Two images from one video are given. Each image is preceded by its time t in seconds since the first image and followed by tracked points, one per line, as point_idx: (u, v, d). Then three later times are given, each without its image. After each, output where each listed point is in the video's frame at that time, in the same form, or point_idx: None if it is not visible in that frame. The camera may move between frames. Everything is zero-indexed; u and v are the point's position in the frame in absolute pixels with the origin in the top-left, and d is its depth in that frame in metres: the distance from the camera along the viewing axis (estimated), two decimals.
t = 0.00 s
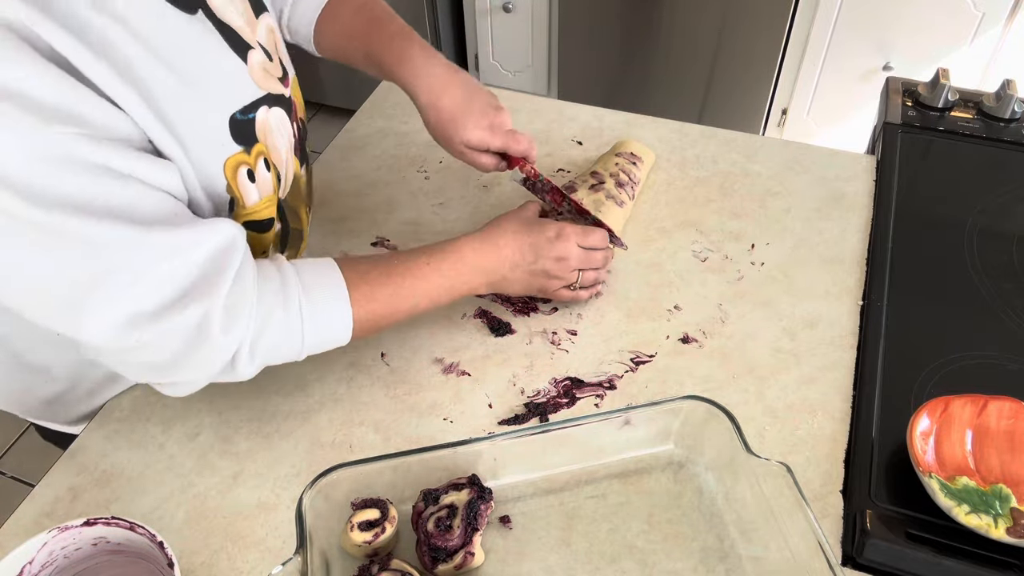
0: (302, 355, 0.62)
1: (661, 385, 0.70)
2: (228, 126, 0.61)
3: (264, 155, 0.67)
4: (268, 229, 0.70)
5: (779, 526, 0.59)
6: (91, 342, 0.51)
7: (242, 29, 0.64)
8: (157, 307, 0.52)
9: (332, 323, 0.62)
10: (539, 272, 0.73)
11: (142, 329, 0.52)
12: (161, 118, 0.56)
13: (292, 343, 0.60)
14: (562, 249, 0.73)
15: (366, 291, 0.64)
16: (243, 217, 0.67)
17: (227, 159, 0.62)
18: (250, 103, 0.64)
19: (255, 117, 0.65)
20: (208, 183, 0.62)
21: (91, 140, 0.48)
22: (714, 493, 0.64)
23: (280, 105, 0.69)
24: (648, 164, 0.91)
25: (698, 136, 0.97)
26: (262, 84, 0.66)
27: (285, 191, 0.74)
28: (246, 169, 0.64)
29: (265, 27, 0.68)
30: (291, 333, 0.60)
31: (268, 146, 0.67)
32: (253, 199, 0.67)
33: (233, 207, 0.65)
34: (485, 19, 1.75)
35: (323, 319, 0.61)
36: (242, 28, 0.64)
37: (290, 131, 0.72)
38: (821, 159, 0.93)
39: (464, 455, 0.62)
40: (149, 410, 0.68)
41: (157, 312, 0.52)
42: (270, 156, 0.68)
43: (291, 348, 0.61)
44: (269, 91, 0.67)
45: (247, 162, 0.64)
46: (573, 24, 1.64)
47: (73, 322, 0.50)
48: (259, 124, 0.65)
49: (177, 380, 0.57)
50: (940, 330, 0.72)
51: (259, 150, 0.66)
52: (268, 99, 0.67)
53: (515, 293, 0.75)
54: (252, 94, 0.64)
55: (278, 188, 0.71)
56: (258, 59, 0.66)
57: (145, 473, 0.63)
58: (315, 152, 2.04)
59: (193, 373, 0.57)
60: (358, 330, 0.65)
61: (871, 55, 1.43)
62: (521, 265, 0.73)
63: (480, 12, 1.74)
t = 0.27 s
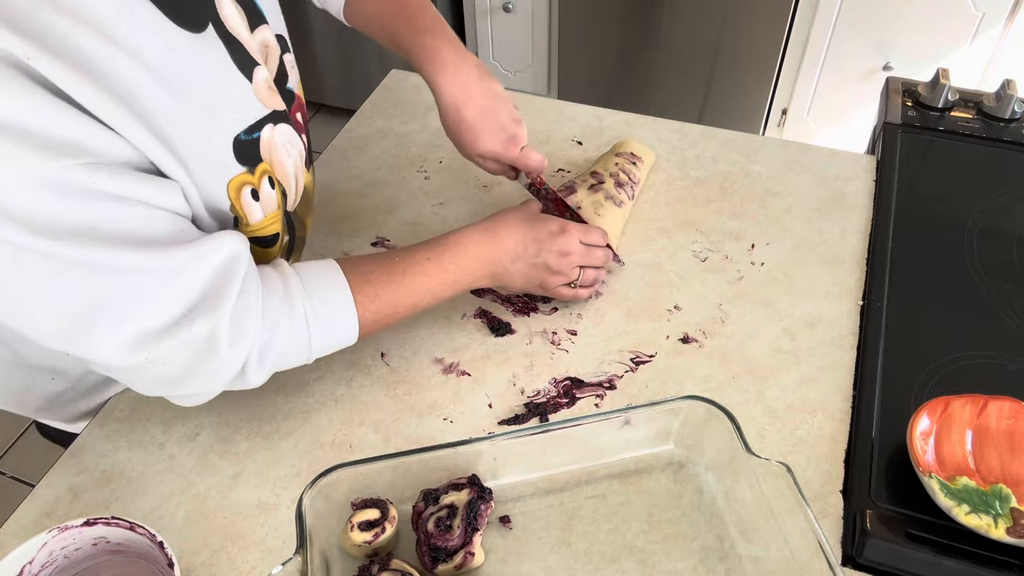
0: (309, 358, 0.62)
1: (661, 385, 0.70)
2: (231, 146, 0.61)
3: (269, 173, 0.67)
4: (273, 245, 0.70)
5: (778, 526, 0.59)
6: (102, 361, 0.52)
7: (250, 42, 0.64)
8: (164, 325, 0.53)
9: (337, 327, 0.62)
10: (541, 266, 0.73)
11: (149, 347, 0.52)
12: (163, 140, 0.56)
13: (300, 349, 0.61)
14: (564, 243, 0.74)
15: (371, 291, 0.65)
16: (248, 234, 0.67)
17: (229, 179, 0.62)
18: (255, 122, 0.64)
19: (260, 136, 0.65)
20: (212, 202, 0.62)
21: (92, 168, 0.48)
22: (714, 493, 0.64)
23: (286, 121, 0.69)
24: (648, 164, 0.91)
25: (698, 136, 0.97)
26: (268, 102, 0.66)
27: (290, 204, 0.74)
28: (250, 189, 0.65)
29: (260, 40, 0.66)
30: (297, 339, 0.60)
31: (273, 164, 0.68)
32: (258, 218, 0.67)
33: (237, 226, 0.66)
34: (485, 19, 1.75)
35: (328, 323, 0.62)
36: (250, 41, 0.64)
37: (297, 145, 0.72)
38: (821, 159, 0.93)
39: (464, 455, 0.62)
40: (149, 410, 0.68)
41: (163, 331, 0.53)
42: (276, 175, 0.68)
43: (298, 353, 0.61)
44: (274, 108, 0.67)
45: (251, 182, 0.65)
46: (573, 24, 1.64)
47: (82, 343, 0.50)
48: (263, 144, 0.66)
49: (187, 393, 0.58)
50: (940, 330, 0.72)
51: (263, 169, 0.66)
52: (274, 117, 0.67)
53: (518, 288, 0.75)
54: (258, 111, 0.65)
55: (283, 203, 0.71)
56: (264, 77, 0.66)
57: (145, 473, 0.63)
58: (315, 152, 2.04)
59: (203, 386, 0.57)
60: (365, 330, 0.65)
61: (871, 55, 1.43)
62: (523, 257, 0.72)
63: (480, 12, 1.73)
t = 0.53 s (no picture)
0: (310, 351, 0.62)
1: (661, 385, 0.70)
2: (237, 143, 0.62)
3: (270, 172, 0.68)
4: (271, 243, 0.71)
5: (778, 526, 0.59)
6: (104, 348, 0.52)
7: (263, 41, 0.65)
8: (167, 313, 0.53)
9: (338, 320, 0.62)
10: (541, 262, 0.73)
11: (151, 335, 0.52)
12: (168, 131, 0.56)
13: (301, 341, 0.61)
14: (565, 240, 0.74)
15: (372, 282, 0.65)
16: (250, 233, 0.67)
17: (234, 178, 0.63)
18: (262, 121, 0.65)
19: (266, 135, 0.66)
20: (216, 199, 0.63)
21: (96, 155, 0.48)
22: (714, 493, 0.64)
23: (291, 122, 0.70)
24: (648, 164, 0.91)
25: (698, 136, 0.97)
26: (276, 100, 0.67)
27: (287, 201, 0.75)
28: (253, 187, 0.65)
29: (272, 39, 0.67)
30: (297, 331, 0.60)
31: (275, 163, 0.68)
32: (260, 217, 0.67)
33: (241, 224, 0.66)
34: (485, 19, 1.75)
35: (330, 316, 0.62)
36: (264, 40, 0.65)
37: (298, 145, 0.73)
38: (821, 159, 0.93)
39: (464, 455, 0.62)
40: (149, 410, 0.68)
41: (165, 319, 0.53)
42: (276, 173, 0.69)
43: (299, 345, 0.61)
44: (281, 106, 0.68)
45: (254, 180, 0.65)
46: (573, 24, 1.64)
47: (84, 330, 0.50)
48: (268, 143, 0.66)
49: (187, 383, 0.58)
50: (940, 330, 0.72)
51: (266, 168, 0.67)
52: (281, 116, 0.68)
53: (516, 284, 0.75)
54: (266, 109, 0.65)
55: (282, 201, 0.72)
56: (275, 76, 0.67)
57: (145, 473, 0.63)
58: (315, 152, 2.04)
59: (204, 376, 0.57)
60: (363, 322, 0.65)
61: (871, 55, 1.43)
62: (523, 251, 0.72)
63: (480, 12, 1.73)
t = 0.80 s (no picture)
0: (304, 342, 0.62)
1: (661, 386, 0.70)
2: (225, 125, 0.62)
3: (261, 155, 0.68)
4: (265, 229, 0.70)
5: (778, 526, 0.59)
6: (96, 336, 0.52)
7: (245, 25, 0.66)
8: (157, 299, 0.52)
9: (333, 310, 0.62)
10: (538, 262, 0.74)
11: (142, 322, 0.52)
12: (156, 114, 0.56)
13: (295, 331, 0.60)
14: (562, 240, 0.74)
15: (369, 276, 0.65)
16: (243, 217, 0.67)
17: (223, 160, 0.63)
18: (249, 102, 0.65)
19: (253, 117, 0.66)
20: (206, 183, 0.62)
21: (84, 135, 0.49)
22: (714, 493, 0.64)
23: (280, 107, 0.70)
24: (648, 164, 0.91)
25: (698, 136, 0.97)
26: (262, 84, 0.67)
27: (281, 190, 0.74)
28: (243, 170, 0.65)
29: (253, 24, 0.68)
30: (291, 320, 0.60)
31: (265, 146, 0.68)
32: (251, 201, 0.67)
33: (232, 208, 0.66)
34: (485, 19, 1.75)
35: (324, 305, 0.61)
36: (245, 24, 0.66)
37: (291, 132, 0.73)
38: (821, 159, 0.93)
39: (464, 455, 0.62)
40: (149, 410, 0.68)
41: (156, 305, 0.52)
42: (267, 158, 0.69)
43: (293, 335, 0.61)
44: (268, 90, 0.68)
45: (244, 162, 0.65)
46: (573, 23, 1.63)
47: (75, 317, 0.50)
48: (256, 124, 0.66)
49: (180, 370, 0.57)
50: (940, 330, 0.72)
51: (256, 150, 0.67)
52: (268, 99, 0.68)
53: (515, 283, 0.75)
54: (252, 92, 0.66)
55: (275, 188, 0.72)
56: (258, 59, 0.67)
57: (145, 473, 0.63)
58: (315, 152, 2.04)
59: (196, 364, 0.57)
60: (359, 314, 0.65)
61: (871, 55, 1.43)
62: (520, 250, 0.73)
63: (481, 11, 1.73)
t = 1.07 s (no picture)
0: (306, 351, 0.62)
1: (661, 385, 0.70)
2: (232, 139, 0.62)
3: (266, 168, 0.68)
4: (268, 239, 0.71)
5: (778, 526, 0.59)
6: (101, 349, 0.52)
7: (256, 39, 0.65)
8: (162, 313, 0.52)
9: (335, 321, 0.62)
10: (539, 262, 0.73)
11: (147, 336, 0.52)
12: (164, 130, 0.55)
13: (297, 341, 0.61)
14: (561, 241, 0.74)
15: (370, 282, 0.64)
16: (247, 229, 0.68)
17: (230, 174, 0.63)
18: (256, 117, 0.65)
19: (260, 130, 0.66)
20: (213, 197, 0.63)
21: (95, 152, 0.49)
22: (714, 493, 0.64)
23: (286, 118, 0.70)
24: (648, 164, 0.91)
25: (698, 136, 0.97)
26: (270, 97, 0.67)
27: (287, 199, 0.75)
28: (249, 184, 0.65)
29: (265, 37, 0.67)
30: (293, 330, 0.60)
31: (271, 160, 0.68)
32: (256, 213, 0.68)
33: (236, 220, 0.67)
34: (485, 19, 1.75)
35: (326, 316, 0.61)
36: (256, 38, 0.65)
37: (297, 143, 0.73)
38: (821, 159, 0.93)
39: (464, 455, 0.62)
40: (149, 410, 0.68)
41: (161, 319, 0.52)
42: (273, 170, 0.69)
43: (295, 345, 0.61)
44: (275, 103, 0.68)
45: (250, 176, 0.65)
46: (573, 24, 1.64)
47: (81, 330, 0.50)
48: (263, 139, 0.66)
49: (183, 381, 0.57)
50: (940, 330, 0.72)
51: (261, 164, 0.67)
52: (275, 112, 0.68)
53: (513, 284, 0.75)
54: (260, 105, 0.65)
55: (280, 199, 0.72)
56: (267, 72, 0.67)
57: (145, 473, 0.63)
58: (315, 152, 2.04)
59: (200, 375, 0.57)
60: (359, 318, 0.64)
61: (871, 55, 1.43)
62: (520, 251, 0.72)
63: (480, 11, 1.73)
